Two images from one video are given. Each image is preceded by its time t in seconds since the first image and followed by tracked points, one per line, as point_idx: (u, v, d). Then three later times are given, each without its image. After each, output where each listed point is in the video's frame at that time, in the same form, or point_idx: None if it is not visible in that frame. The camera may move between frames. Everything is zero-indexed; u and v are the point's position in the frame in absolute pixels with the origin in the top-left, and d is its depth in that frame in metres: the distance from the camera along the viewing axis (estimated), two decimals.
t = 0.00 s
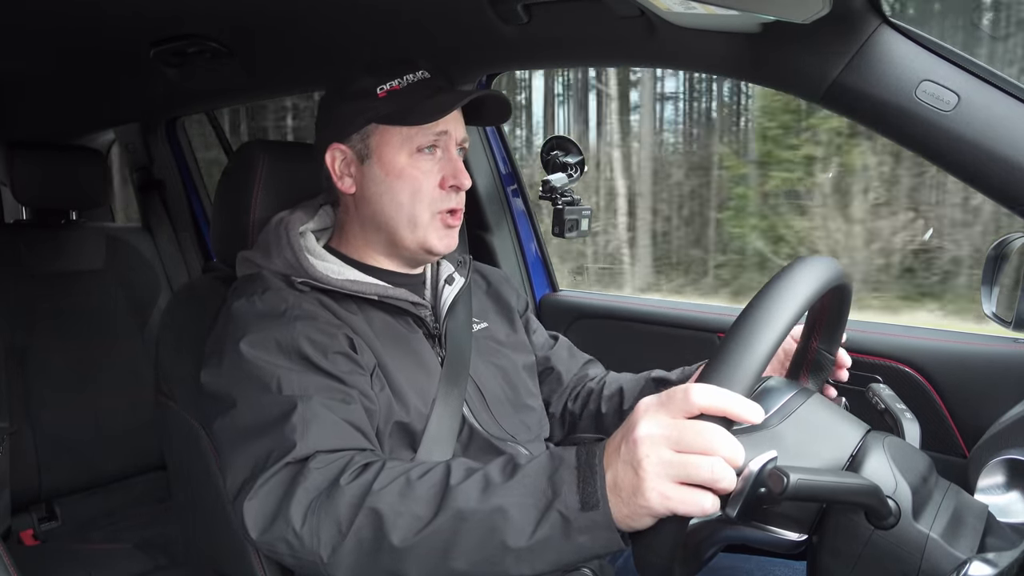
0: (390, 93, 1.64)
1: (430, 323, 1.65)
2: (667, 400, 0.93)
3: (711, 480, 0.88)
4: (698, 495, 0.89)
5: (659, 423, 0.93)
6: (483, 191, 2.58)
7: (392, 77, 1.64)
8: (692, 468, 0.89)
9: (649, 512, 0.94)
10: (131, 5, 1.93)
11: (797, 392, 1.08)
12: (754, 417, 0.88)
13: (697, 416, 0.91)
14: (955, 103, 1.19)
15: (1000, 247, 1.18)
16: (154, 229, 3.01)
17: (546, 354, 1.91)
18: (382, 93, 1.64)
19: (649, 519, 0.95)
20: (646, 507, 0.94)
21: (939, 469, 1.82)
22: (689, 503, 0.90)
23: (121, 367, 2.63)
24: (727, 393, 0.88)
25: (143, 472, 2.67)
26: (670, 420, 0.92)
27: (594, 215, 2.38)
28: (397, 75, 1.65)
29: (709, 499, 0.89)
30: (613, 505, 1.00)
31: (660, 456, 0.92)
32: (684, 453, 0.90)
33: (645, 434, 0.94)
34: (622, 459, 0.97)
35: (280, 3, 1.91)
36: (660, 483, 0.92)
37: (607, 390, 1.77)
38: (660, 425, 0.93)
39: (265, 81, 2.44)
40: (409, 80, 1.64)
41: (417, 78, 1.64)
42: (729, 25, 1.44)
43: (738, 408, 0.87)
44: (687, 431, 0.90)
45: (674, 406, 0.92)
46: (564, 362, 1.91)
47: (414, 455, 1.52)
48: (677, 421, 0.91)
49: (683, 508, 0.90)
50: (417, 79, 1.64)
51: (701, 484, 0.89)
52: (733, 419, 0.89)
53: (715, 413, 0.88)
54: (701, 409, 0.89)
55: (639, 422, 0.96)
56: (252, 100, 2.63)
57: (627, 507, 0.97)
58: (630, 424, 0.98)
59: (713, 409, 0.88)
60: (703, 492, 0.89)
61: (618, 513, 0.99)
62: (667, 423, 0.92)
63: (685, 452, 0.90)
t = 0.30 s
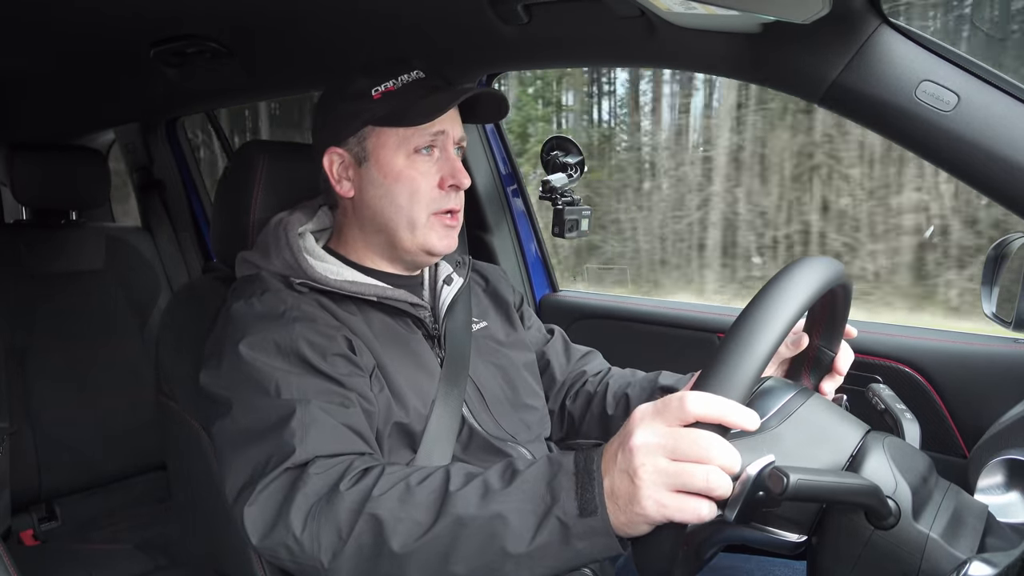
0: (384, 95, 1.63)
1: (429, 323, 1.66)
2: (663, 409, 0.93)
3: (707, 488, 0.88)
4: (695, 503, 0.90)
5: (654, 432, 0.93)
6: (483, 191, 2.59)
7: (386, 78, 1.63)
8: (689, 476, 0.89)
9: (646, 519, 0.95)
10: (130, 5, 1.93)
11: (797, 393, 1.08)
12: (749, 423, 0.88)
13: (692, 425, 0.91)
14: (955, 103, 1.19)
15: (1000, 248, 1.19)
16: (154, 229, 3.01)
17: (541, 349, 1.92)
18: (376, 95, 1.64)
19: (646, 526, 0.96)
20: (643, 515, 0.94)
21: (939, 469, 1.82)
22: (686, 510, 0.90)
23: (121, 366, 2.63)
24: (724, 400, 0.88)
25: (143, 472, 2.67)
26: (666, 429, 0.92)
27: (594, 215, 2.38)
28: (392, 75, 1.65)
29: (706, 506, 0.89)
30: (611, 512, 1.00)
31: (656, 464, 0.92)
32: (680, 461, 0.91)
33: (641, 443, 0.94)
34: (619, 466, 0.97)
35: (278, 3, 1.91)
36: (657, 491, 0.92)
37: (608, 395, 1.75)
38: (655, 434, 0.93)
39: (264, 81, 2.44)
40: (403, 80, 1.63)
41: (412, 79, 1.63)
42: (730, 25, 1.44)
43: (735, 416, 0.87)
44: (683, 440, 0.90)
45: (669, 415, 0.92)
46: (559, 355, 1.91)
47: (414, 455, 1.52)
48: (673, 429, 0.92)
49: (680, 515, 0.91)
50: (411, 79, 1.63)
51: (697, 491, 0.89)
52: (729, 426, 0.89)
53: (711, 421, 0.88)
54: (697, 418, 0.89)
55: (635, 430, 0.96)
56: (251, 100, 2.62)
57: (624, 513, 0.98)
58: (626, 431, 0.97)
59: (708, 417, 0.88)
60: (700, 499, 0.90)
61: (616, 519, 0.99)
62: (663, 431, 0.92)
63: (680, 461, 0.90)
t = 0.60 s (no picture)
0: (381, 96, 1.64)
1: (429, 321, 1.66)
2: (664, 406, 0.93)
3: (708, 485, 0.88)
4: (696, 500, 0.90)
5: (655, 429, 0.93)
6: (483, 191, 2.58)
7: (383, 79, 1.64)
8: (690, 473, 0.89)
9: (647, 517, 0.94)
10: (130, 5, 1.94)
11: (797, 392, 1.08)
12: (751, 421, 0.88)
13: (694, 422, 0.91)
14: (955, 103, 1.19)
15: (999, 247, 1.19)
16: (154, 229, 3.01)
17: (541, 347, 1.91)
18: (374, 96, 1.64)
19: (647, 524, 0.96)
20: (644, 512, 0.94)
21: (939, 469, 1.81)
22: (688, 507, 0.90)
23: (121, 367, 2.62)
24: (725, 397, 0.88)
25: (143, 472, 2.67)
26: (667, 426, 0.92)
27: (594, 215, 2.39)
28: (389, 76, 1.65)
29: (707, 503, 0.89)
30: (612, 510, 1.00)
31: (657, 461, 0.92)
32: (680, 458, 0.91)
33: (643, 440, 0.94)
34: (620, 463, 0.97)
35: (278, 3, 1.91)
36: (658, 489, 0.92)
37: (608, 394, 1.75)
38: (656, 431, 0.93)
39: (264, 81, 2.44)
40: (400, 80, 1.63)
41: (409, 79, 1.63)
42: (729, 25, 1.44)
43: (736, 413, 0.87)
44: (684, 436, 0.90)
45: (670, 412, 0.92)
46: (559, 354, 1.91)
47: (414, 453, 1.52)
48: (674, 427, 0.92)
49: (682, 513, 0.91)
50: (409, 79, 1.63)
51: (698, 488, 0.89)
52: (730, 424, 0.89)
53: (712, 418, 0.88)
54: (698, 414, 0.89)
55: (636, 427, 0.96)
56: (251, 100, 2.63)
57: (625, 511, 0.98)
58: (627, 428, 0.97)
59: (710, 413, 0.88)
60: (701, 496, 0.90)
61: (617, 516, 0.99)
62: (663, 428, 0.92)
63: (682, 457, 0.90)
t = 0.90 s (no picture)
0: (372, 94, 1.66)
1: (429, 322, 1.66)
2: (665, 404, 0.93)
3: (709, 484, 0.88)
4: (698, 499, 0.89)
5: (656, 428, 0.93)
6: (483, 191, 2.58)
7: (375, 76, 1.65)
8: (691, 472, 0.89)
9: (647, 516, 0.94)
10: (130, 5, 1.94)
11: (798, 392, 1.08)
12: (752, 420, 0.87)
13: (694, 420, 0.90)
14: (955, 103, 1.19)
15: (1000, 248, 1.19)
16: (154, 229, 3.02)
17: (544, 349, 1.92)
18: (366, 94, 1.67)
19: (648, 523, 0.96)
20: (644, 511, 0.94)
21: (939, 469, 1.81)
22: (689, 506, 0.90)
23: (121, 366, 2.63)
24: (725, 396, 0.88)
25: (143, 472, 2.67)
26: (668, 425, 0.92)
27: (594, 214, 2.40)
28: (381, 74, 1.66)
29: (708, 502, 0.89)
30: (613, 509, 1.00)
31: (657, 460, 0.92)
32: (681, 457, 0.90)
33: (644, 439, 0.94)
34: (620, 462, 0.97)
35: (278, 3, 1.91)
36: (659, 488, 0.92)
37: (608, 392, 1.75)
38: (657, 429, 0.93)
39: (264, 80, 2.44)
40: (391, 78, 1.64)
41: (400, 76, 1.64)
42: (729, 25, 1.44)
43: (737, 412, 0.87)
44: (685, 435, 0.90)
45: (671, 411, 0.92)
46: (562, 355, 1.91)
47: (415, 454, 1.52)
48: (675, 426, 0.91)
49: (683, 513, 0.90)
50: (400, 76, 1.64)
51: (699, 488, 0.89)
52: (731, 423, 0.88)
53: (712, 416, 0.88)
54: (699, 413, 0.89)
55: (637, 426, 0.95)
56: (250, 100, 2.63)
57: (626, 510, 0.97)
58: (627, 427, 0.97)
59: (710, 412, 0.88)
60: (702, 496, 0.90)
61: (618, 516, 0.99)
62: (664, 427, 0.92)
63: (683, 457, 0.90)
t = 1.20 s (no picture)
0: (360, 93, 1.68)
1: (429, 322, 1.66)
2: (665, 404, 0.93)
3: (710, 483, 0.88)
4: (699, 499, 0.89)
5: (657, 427, 0.93)
6: (483, 192, 2.59)
7: (362, 76, 1.67)
8: (692, 472, 0.89)
9: (648, 515, 0.94)
10: (130, 6, 1.94)
11: (798, 392, 1.08)
12: (752, 420, 0.87)
13: (695, 420, 0.90)
14: (955, 104, 1.20)
15: (1000, 247, 1.20)
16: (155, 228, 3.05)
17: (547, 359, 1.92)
18: (353, 93, 1.69)
19: (648, 522, 0.95)
20: (645, 511, 0.94)
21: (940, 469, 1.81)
22: (689, 506, 0.90)
23: (121, 367, 2.62)
24: (724, 396, 0.88)
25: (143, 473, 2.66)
26: (668, 424, 0.92)
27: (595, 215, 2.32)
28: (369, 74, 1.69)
29: (710, 502, 0.89)
30: (613, 509, 0.99)
31: (658, 460, 0.92)
32: (682, 456, 0.90)
33: (644, 439, 0.94)
34: (620, 462, 0.97)
35: (278, 4, 1.92)
36: (659, 487, 0.92)
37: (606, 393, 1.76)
38: (658, 429, 0.93)
39: (264, 81, 2.44)
40: (377, 77, 1.66)
41: (386, 75, 1.66)
42: (729, 25, 1.44)
43: (736, 411, 0.87)
44: (686, 435, 0.90)
45: (671, 410, 0.92)
46: (564, 367, 1.92)
47: (414, 454, 1.51)
48: (675, 425, 0.91)
49: (683, 512, 0.90)
50: (387, 75, 1.66)
51: (701, 487, 0.89)
52: (732, 422, 0.88)
53: (712, 416, 0.88)
54: (699, 413, 0.88)
55: (638, 426, 0.96)
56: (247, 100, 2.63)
57: (626, 510, 0.97)
58: (628, 427, 0.97)
59: (709, 412, 0.88)
60: (703, 495, 0.90)
61: (618, 516, 0.99)
62: (664, 427, 0.92)
63: (683, 456, 0.90)
